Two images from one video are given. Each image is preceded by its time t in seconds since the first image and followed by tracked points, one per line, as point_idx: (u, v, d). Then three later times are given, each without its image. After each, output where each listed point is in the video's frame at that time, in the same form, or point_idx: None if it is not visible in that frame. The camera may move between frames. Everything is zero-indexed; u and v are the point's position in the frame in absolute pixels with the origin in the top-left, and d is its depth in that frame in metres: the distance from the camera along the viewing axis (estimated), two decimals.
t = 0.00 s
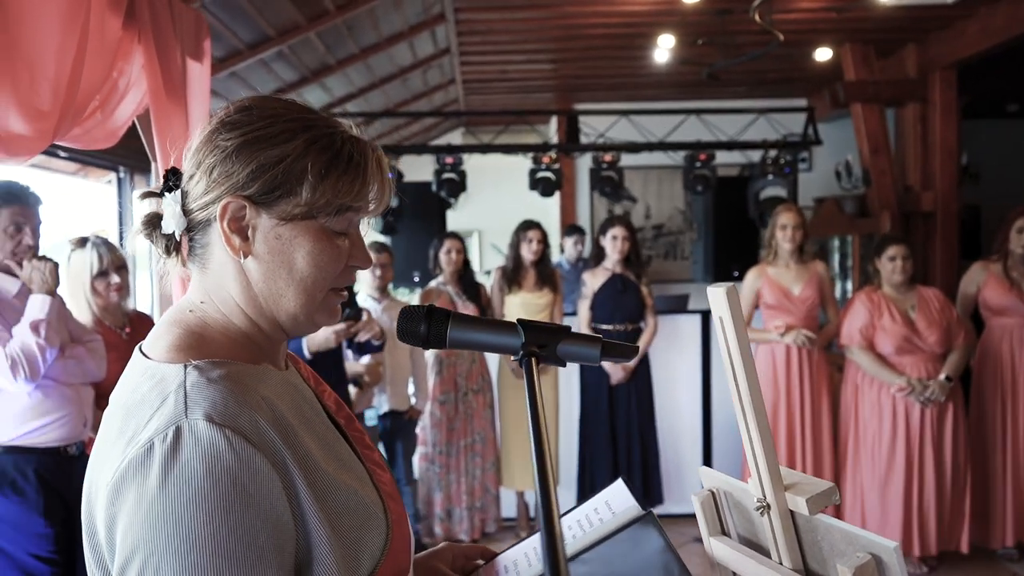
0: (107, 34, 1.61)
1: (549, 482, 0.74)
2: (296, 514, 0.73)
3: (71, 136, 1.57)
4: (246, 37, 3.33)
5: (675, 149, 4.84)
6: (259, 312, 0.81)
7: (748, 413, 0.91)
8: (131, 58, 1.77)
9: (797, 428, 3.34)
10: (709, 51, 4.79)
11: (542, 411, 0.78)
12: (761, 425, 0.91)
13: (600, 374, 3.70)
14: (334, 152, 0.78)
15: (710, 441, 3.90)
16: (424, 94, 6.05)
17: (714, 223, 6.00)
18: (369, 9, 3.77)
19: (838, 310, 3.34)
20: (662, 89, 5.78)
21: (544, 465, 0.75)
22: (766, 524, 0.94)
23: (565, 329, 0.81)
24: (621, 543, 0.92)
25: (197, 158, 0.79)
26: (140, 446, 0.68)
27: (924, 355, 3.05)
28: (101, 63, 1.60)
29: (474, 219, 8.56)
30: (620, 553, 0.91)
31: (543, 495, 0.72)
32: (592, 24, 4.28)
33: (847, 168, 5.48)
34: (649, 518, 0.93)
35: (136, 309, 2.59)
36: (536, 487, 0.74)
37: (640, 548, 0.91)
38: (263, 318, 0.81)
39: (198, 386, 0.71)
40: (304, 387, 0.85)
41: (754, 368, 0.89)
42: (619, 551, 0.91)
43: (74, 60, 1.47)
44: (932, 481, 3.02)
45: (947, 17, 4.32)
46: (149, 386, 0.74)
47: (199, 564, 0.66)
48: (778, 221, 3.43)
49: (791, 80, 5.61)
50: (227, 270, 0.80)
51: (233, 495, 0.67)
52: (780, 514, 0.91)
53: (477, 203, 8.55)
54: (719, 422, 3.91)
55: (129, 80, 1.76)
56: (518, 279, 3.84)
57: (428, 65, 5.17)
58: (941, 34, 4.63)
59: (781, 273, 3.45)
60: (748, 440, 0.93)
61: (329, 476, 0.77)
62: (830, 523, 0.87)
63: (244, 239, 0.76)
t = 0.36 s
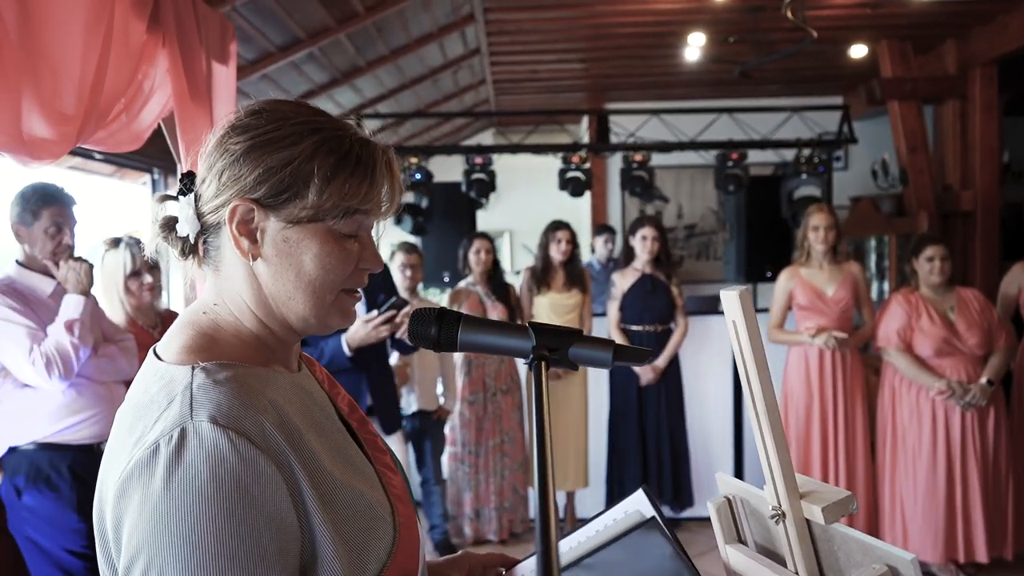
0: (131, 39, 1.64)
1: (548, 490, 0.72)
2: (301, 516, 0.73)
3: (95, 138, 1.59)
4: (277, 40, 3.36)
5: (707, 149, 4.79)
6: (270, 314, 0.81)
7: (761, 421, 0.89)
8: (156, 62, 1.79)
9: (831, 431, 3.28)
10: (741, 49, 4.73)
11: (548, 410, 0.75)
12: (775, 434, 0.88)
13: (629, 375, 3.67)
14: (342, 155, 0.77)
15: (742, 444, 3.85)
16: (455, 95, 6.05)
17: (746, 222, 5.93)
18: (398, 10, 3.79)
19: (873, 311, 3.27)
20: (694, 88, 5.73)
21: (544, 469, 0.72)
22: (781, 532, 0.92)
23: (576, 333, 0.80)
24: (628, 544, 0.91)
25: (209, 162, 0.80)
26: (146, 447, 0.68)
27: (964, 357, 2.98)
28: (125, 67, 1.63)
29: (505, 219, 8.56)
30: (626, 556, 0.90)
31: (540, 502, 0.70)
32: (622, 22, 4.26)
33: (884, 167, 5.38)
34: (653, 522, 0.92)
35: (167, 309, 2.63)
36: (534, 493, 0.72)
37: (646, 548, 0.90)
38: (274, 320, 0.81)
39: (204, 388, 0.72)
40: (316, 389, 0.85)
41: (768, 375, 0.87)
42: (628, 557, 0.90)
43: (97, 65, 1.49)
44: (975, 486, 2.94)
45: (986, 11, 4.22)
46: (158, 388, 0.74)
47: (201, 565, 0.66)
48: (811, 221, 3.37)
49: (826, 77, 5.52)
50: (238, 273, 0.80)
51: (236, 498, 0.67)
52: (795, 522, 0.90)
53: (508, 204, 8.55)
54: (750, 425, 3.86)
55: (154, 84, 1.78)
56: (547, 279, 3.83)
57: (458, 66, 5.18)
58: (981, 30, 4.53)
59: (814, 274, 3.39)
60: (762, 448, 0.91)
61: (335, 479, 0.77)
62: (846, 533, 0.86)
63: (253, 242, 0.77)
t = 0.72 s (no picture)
0: (160, 39, 1.68)
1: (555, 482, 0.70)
2: (313, 511, 0.74)
3: (125, 137, 1.62)
4: (309, 41, 3.39)
5: (741, 146, 4.73)
6: (287, 310, 0.82)
7: (779, 419, 0.87)
8: (185, 62, 1.82)
9: (866, 432, 3.22)
10: (775, 46, 4.68)
11: (561, 394, 0.74)
12: (795, 434, 0.86)
13: (661, 374, 3.64)
14: (363, 156, 0.78)
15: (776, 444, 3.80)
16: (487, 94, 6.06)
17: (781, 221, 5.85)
18: (429, 10, 3.81)
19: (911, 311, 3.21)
20: (728, 85, 5.67)
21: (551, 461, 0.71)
22: (799, 532, 0.90)
23: (592, 330, 0.79)
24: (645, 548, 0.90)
25: (230, 156, 0.80)
26: (161, 441, 0.69)
27: (1005, 358, 2.91)
28: (154, 67, 1.66)
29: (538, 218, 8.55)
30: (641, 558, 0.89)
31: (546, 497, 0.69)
32: (654, 20, 4.24)
33: (924, 164, 5.28)
34: (666, 528, 0.92)
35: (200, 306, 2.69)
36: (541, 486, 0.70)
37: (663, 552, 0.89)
38: (290, 317, 0.82)
39: (218, 382, 0.73)
40: (331, 384, 0.86)
41: (786, 373, 0.85)
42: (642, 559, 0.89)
43: (126, 65, 1.52)
44: (1017, 490, 2.87)
45: None
46: (174, 382, 0.76)
47: (213, 557, 0.67)
48: (846, 219, 3.30)
49: (863, 73, 5.43)
50: (256, 268, 0.80)
51: (247, 492, 0.68)
52: (814, 522, 0.88)
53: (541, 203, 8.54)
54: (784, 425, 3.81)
55: (183, 83, 1.81)
56: (578, 278, 3.81)
57: (489, 65, 5.19)
58: None
59: (850, 273, 3.33)
60: (781, 447, 0.89)
61: (347, 474, 0.77)
62: (866, 534, 0.84)
63: (273, 237, 0.77)
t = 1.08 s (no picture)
0: (184, 44, 1.71)
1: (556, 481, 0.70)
2: (332, 514, 0.72)
3: (150, 141, 1.65)
4: (336, 43, 3.43)
5: (771, 144, 4.69)
6: (301, 312, 0.82)
7: (788, 422, 0.86)
8: (209, 66, 1.86)
9: (897, 434, 3.17)
10: (805, 42, 4.63)
11: (568, 401, 0.73)
12: (805, 438, 0.86)
13: (688, 374, 3.62)
14: (343, 147, 0.79)
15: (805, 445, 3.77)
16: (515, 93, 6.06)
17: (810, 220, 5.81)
18: (456, 10, 3.82)
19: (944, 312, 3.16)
20: (758, 82, 5.62)
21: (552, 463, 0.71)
22: (809, 537, 0.89)
23: (601, 332, 0.79)
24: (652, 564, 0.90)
25: (222, 177, 0.82)
26: (185, 438, 0.67)
27: None
28: (178, 71, 1.70)
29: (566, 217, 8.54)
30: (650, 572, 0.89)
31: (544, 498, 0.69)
32: (682, 17, 4.21)
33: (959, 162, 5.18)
34: (680, 545, 0.90)
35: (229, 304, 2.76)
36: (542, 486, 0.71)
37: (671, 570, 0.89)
38: (310, 317, 0.83)
39: (242, 382, 0.70)
40: (352, 384, 0.86)
41: (796, 379, 0.85)
42: None
43: (150, 70, 1.55)
44: None
45: None
46: (198, 381, 0.74)
47: (234, 559, 0.64)
48: (878, 218, 3.25)
49: (897, 69, 5.35)
50: (269, 278, 0.82)
51: (269, 494, 0.66)
52: (824, 528, 0.87)
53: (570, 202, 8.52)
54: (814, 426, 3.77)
55: (207, 86, 1.84)
56: (605, 277, 3.81)
57: (517, 64, 5.19)
58: None
59: (881, 273, 3.28)
60: (791, 451, 0.88)
61: (368, 477, 0.76)
62: (875, 540, 0.82)
63: (278, 246, 0.79)
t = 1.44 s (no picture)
0: (204, 53, 1.75)
1: (552, 474, 0.69)
2: (335, 515, 0.74)
3: (171, 149, 1.70)
4: (359, 46, 3.46)
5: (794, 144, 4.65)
6: (315, 316, 0.84)
7: (785, 425, 0.83)
8: (229, 74, 1.90)
9: (921, 438, 3.14)
10: (829, 41, 4.59)
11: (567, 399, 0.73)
12: (802, 441, 0.82)
13: (710, 376, 3.61)
14: (358, 156, 0.81)
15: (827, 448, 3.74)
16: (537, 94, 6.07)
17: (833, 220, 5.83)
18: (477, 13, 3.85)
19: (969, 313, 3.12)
20: (782, 82, 5.58)
21: (548, 459, 0.70)
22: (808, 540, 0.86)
23: (606, 336, 0.80)
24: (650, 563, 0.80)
25: (239, 183, 0.84)
26: (193, 440, 0.70)
27: None
28: (198, 79, 1.74)
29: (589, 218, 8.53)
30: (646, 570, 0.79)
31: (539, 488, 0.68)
32: (703, 18, 4.21)
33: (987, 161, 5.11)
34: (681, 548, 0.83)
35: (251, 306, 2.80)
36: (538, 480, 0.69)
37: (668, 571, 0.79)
38: (321, 323, 0.85)
39: (248, 386, 0.73)
40: (361, 389, 0.88)
41: (795, 383, 0.81)
42: None
43: (171, 78, 1.59)
44: None
45: None
46: (208, 385, 0.76)
47: (238, 557, 0.67)
48: (901, 219, 3.21)
49: (923, 67, 5.29)
50: (283, 282, 0.84)
51: (272, 494, 0.68)
52: (822, 532, 0.84)
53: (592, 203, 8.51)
54: (836, 429, 3.74)
55: (227, 93, 1.89)
56: (625, 278, 3.81)
57: (539, 65, 5.21)
58: None
59: (905, 274, 3.25)
60: (788, 453, 0.85)
61: (370, 478, 0.78)
62: (871, 543, 0.79)
63: (294, 252, 0.81)
